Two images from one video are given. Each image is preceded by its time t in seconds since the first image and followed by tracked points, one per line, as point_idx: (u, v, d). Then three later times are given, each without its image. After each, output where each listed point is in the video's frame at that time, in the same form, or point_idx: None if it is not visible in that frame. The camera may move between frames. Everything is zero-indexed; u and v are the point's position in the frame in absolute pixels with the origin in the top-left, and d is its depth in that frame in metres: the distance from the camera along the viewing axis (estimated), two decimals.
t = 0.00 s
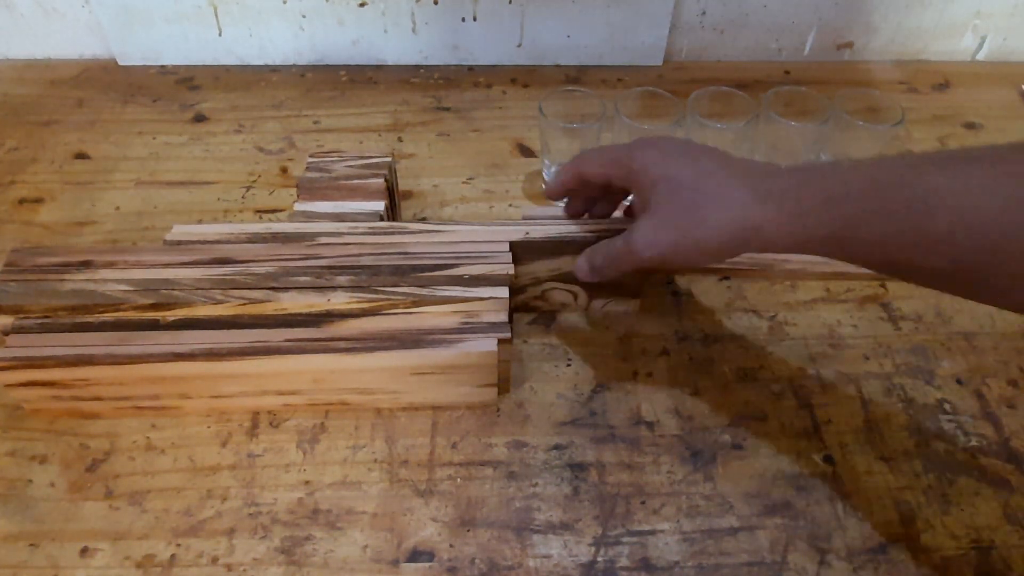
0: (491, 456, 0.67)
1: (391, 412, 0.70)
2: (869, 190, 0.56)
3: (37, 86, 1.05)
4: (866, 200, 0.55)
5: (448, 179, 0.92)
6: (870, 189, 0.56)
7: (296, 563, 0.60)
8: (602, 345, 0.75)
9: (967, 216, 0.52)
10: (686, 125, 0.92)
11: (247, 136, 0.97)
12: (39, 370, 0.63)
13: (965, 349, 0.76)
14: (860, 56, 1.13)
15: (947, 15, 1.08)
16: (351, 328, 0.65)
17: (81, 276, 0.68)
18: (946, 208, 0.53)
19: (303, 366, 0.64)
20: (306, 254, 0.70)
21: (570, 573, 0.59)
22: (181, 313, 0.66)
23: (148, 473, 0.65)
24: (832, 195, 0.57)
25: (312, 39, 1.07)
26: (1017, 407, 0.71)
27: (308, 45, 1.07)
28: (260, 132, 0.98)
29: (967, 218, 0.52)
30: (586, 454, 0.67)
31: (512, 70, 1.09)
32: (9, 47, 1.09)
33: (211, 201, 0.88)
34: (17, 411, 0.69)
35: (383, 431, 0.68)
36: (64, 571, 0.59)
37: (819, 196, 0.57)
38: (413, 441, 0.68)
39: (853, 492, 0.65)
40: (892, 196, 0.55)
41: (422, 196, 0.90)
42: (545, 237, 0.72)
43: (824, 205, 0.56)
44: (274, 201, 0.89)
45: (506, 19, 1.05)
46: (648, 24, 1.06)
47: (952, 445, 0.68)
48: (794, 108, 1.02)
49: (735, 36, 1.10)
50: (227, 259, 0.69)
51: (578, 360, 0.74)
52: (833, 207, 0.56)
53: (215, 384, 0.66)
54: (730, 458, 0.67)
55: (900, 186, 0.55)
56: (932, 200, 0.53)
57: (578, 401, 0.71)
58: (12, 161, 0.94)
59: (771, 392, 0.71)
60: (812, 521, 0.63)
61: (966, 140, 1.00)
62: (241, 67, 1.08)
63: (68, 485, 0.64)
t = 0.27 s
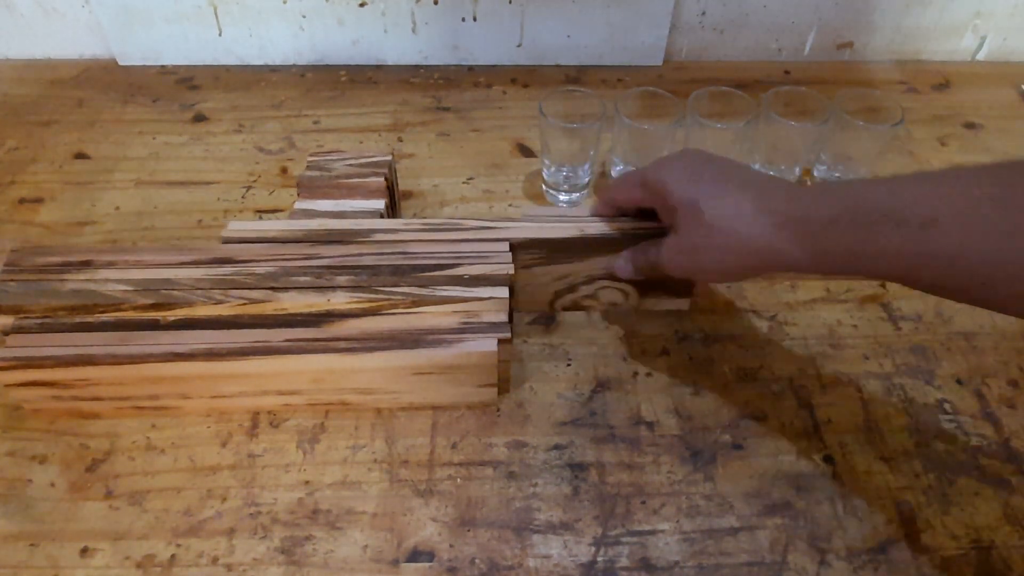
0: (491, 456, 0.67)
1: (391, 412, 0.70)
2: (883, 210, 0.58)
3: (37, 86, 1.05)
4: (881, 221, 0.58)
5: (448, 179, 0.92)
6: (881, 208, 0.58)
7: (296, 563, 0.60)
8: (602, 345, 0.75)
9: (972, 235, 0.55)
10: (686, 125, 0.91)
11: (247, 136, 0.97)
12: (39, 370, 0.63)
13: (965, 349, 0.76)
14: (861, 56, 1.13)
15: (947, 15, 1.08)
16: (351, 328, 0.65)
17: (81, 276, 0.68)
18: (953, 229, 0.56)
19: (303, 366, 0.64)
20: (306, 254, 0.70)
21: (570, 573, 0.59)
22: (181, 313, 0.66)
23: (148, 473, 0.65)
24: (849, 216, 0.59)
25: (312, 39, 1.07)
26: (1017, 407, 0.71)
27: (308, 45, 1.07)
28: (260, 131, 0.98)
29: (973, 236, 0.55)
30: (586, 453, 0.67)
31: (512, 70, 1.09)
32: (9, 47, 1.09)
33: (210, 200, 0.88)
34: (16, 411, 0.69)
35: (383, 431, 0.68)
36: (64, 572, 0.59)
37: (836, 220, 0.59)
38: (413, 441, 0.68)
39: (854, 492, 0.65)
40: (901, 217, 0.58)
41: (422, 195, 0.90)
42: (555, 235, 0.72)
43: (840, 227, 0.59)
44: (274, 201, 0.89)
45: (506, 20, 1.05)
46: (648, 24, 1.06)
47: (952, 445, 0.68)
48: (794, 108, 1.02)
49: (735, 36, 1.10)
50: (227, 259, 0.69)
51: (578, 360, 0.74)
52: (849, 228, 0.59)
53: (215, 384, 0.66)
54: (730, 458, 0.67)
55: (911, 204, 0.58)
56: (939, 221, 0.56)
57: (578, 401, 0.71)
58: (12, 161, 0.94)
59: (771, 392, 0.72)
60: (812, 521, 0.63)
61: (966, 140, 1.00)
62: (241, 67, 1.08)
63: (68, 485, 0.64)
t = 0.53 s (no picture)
0: (491, 456, 0.67)
1: (391, 411, 0.70)
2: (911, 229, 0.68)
3: (37, 86, 1.05)
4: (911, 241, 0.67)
5: (448, 179, 0.92)
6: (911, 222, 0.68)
7: (296, 563, 0.60)
8: (602, 345, 0.75)
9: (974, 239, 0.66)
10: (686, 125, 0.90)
11: (247, 136, 0.97)
12: (39, 370, 0.63)
13: (964, 349, 0.76)
14: (861, 56, 1.13)
15: (947, 15, 1.08)
16: (351, 328, 0.65)
17: (81, 276, 0.68)
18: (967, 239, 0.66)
19: (303, 366, 0.64)
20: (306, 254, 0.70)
21: (571, 573, 0.59)
22: (181, 313, 0.66)
23: (148, 473, 0.65)
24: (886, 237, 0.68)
25: (312, 39, 1.07)
26: (1017, 407, 0.71)
27: (308, 45, 1.07)
28: (260, 131, 0.98)
29: (981, 243, 0.65)
30: (586, 453, 0.67)
31: (512, 70, 1.09)
32: (9, 47, 1.09)
33: (210, 200, 0.88)
34: (16, 411, 0.69)
35: (383, 431, 0.68)
36: (64, 572, 0.59)
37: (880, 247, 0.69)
38: (413, 441, 0.68)
39: (854, 492, 0.65)
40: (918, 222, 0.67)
41: (422, 195, 0.90)
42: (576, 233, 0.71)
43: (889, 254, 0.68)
44: (274, 201, 0.89)
45: (506, 20, 1.05)
46: (648, 24, 1.06)
47: (952, 445, 0.68)
48: (794, 107, 1.02)
49: (735, 36, 1.09)
50: (227, 259, 0.69)
51: (578, 360, 0.74)
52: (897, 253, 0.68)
53: (215, 385, 0.66)
54: (730, 458, 0.67)
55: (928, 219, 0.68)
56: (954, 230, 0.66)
57: (578, 401, 0.71)
58: (12, 161, 0.94)
59: (771, 392, 0.72)
60: (813, 521, 0.63)
61: (966, 140, 1.00)
62: (241, 67, 1.08)
63: (68, 485, 0.64)
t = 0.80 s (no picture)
0: (491, 456, 0.67)
1: (391, 412, 0.70)
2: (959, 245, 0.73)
3: (37, 86, 1.05)
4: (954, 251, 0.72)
5: (448, 179, 0.92)
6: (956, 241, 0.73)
7: (296, 563, 0.60)
8: (602, 345, 0.75)
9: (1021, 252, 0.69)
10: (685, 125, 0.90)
11: (247, 136, 0.97)
12: (38, 370, 0.63)
13: (964, 349, 0.76)
14: (861, 56, 1.13)
15: (947, 15, 1.08)
16: (351, 328, 0.65)
17: (81, 276, 0.68)
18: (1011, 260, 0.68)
19: (303, 366, 0.64)
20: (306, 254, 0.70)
21: (571, 573, 0.59)
22: (181, 313, 0.66)
23: (148, 473, 0.65)
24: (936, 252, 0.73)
25: (312, 39, 1.07)
26: (1017, 407, 0.71)
27: (308, 45, 1.07)
28: (260, 131, 0.98)
29: None
30: (586, 453, 0.67)
31: (512, 70, 1.09)
32: (9, 47, 1.09)
33: (210, 200, 0.88)
34: (16, 412, 0.69)
35: (383, 431, 0.68)
36: (64, 571, 0.59)
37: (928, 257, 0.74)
38: (413, 441, 0.68)
39: (854, 492, 0.65)
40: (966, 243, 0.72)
41: (422, 195, 0.90)
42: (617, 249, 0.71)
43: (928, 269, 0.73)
44: (274, 201, 0.89)
45: (506, 19, 1.05)
46: (648, 24, 1.06)
47: (952, 445, 0.68)
48: (794, 108, 1.02)
49: (735, 36, 1.10)
50: (227, 260, 0.70)
51: (578, 360, 0.74)
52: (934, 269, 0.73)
53: (215, 385, 0.66)
54: (730, 458, 0.67)
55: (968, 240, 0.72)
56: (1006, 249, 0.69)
57: (578, 401, 0.71)
58: (12, 161, 0.94)
59: (772, 392, 0.72)
60: (813, 521, 0.63)
61: (966, 140, 1.00)
62: (241, 67, 1.08)
63: (68, 485, 0.64)
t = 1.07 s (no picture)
0: (491, 456, 0.67)
1: (391, 412, 0.70)
2: None
3: (37, 86, 1.05)
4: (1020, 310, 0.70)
5: (448, 179, 0.92)
6: None
7: (296, 563, 0.60)
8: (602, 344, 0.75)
9: None
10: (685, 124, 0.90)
11: (247, 136, 0.97)
12: (38, 370, 0.63)
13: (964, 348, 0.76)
14: (861, 56, 1.13)
15: (947, 15, 1.08)
16: (351, 328, 0.65)
17: (81, 277, 0.68)
18: None
19: (303, 366, 0.64)
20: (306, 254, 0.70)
21: (571, 573, 0.59)
22: (180, 313, 0.66)
23: (148, 473, 0.65)
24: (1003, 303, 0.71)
25: (312, 39, 1.07)
26: (1017, 407, 0.71)
27: (308, 45, 1.07)
28: (260, 131, 0.98)
29: None
30: (586, 453, 0.67)
31: (512, 70, 1.09)
32: (9, 47, 1.09)
33: (210, 201, 0.88)
34: (16, 411, 0.69)
35: (383, 431, 0.68)
36: (64, 571, 0.59)
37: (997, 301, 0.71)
38: (413, 441, 0.68)
39: (854, 492, 0.65)
40: None
41: (422, 195, 0.90)
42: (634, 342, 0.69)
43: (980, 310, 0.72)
44: (274, 201, 0.89)
45: (506, 19, 1.05)
46: (649, 24, 1.05)
47: (952, 445, 0.68)
48: (794, 107, 1.02)
49: (735, 36, 1.09)
50: (228, 260, 0.70)
51: (578, 360, 0.74)
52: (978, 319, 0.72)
53: (215, 385, 0.66)
54: (730, 458, 0.67)
55: None
56: None
57: (578, 401, 0.71)
58: (12, 162, 0.94)
59: (772, 392, 0.72)
60: (813, 521, 0.63)
61: (966, 140, 1.00)
62: (241, 67, 1.08)
63: (68, 485, 0.64)
